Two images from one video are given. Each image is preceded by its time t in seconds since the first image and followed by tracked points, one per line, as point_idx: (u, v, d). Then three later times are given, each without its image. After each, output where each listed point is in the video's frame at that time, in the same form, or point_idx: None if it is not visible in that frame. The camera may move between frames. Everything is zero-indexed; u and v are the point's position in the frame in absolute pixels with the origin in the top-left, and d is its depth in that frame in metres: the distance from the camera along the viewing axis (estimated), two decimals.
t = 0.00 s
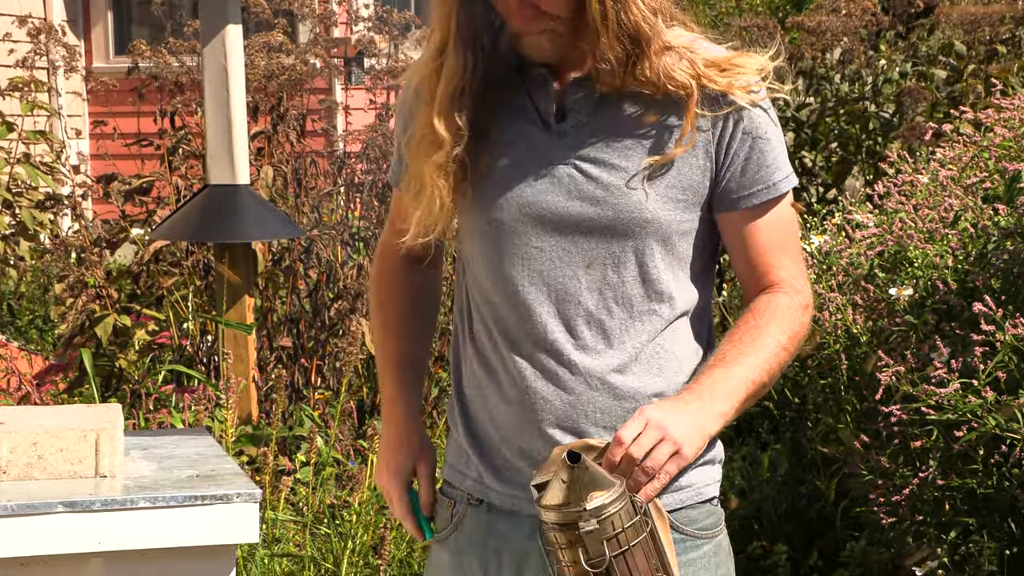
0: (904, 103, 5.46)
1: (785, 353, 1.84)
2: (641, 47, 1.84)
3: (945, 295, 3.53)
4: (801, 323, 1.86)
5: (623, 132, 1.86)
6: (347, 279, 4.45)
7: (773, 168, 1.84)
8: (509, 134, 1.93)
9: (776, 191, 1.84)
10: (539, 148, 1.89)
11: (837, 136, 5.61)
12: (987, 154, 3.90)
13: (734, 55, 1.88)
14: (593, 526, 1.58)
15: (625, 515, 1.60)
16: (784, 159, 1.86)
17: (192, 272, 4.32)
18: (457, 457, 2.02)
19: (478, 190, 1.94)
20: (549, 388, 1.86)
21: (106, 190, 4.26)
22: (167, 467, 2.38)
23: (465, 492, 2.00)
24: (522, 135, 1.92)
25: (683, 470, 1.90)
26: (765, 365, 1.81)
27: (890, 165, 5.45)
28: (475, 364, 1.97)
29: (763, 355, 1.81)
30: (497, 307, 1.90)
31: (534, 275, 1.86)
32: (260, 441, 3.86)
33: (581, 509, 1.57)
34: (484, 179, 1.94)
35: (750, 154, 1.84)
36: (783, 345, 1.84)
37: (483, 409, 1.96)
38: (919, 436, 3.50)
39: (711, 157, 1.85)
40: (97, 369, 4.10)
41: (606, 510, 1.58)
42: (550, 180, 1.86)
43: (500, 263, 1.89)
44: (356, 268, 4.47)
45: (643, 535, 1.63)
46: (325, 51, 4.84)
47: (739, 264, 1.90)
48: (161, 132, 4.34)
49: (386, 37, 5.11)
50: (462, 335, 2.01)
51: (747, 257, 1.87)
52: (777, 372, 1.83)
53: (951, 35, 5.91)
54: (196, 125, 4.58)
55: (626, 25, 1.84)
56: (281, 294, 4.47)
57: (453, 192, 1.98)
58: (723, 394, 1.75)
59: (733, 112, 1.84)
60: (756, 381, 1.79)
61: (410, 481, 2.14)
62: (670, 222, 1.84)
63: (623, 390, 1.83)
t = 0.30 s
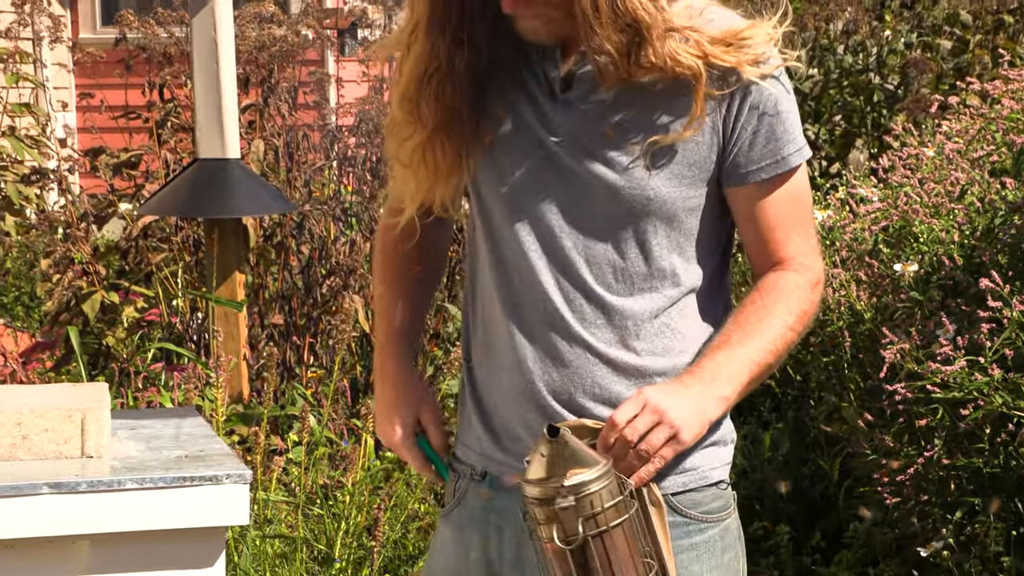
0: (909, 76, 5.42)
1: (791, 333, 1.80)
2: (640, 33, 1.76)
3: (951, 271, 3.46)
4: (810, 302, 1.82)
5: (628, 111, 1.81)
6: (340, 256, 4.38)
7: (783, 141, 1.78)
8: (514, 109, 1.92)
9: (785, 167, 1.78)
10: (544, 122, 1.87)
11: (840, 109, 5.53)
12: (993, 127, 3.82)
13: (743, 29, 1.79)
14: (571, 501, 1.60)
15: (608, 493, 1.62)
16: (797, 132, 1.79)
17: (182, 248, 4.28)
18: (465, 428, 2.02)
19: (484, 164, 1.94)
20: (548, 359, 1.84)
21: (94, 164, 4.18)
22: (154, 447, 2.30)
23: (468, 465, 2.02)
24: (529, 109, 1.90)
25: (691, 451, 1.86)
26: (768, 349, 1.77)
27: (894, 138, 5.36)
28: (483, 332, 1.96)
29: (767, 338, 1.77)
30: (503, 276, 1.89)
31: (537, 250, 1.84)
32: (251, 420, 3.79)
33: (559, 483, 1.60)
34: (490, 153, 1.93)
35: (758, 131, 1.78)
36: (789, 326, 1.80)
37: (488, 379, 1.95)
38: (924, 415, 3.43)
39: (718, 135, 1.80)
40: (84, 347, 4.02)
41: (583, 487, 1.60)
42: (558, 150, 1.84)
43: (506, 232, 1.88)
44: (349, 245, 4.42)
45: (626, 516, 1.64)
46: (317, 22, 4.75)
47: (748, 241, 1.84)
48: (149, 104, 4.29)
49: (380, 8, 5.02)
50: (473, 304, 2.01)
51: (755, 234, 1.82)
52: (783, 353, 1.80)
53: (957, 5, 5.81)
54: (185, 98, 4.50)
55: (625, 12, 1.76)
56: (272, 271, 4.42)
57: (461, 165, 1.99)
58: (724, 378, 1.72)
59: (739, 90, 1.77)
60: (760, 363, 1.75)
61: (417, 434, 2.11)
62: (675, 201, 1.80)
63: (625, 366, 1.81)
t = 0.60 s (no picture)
0: (909, 38, 5.33)
1: (792, 318, 1.76)
2: None
3: (951, 238, 3.38)
4: (815, 286, 1.76)
5: (634, 75, 1.78)
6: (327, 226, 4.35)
7: (791, 115, 1.73)
8: (518, 68, 1.87)
9: (792, 141, 1.73)
10: (546, 83, 1.83)
11: (839, 73, 5.44)
12: (994, 91, 3.74)
13: None
14: (548, 489, 1.57)
15: (585, 486, 1.58)
16: (808, 104, 1.74)
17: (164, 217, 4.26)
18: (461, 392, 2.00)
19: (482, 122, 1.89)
20: (541, 325, 1.82)
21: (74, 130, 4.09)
22: (134, 421, 2.22)
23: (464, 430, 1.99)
24: (534, 68, 1.85)
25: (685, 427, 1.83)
26: (764, 332, 1.73)
27: (894, 102, 5.28)
28: (480, 296, 1.94)
29: (764, 321, 1.73)
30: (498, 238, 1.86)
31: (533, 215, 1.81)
32: (236, 392, 3.73)
33: (540, 469, 1.57)
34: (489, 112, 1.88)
35: (766, 103, 1.73)
36: (790, 311, 1.75)
37: (484, 341, 1.93)
38: (923, 384, 3.36)
39: (726, 103, 1.76)
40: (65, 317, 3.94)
41: (562, 476, 1.56)
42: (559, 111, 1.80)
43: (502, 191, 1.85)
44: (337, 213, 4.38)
45: (598, 510, 1.61)
46: None
47: (754, 217, 1.79)
48: (132, 69, 4.24)
49: None
50: (471, 267, 1.97)
51: (759, 211, 1.78)
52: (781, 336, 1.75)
53: None
54: (167, 61, 4.42)
55: None
56: (257, 241, 4.36)
57: (464, 127, 1.92)
58: (719, 363, 1.68)
59: (749, 59, 1.73)
60: (753, 351, 1.71)
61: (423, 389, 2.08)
62: (676, 170, 1.77)
63: (620, 338, 1.78)
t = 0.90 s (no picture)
0: None
1: (782, 298, 1.77)
2: None
3: (960, 204, 3.30)
4: (810, 266, 1.79)
5: (651, 38, 1.80)
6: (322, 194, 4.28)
7: (803, 87, 1.76)
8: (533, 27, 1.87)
9: (802, 111, 1.76)
10: (559, 45, 1.84)
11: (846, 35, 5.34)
12: (1005, 53, 3.65)
13: None
14: (509, 457, 1.58)
15: (547, 457, 1.60)
16: (823, 78, 1.78)
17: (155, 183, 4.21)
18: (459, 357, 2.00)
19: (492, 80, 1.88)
20: (543, 291, 1.84)
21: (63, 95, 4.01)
22: (123, 393, 2.15)
23: (464, 403, 2.00)
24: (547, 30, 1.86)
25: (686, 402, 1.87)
26: (752, 308, 1.73)
27: (902, 64, 5.18)
28: (480, 262, 1.95)
29: (753, 298, 1.73)
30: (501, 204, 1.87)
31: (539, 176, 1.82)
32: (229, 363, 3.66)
33: (502, 437, 1.58)
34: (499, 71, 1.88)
35: (780, 73, 1.77)
36: (781, 291, 1.76)
37: (484, 311, 1.94)
38: (931, 354, 3.29)
39: (741, 72, 1.78)
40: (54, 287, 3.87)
41: (525, 445, 1.58)
42: (571, 73, 1.82)
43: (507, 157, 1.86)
44: (330, 179, 4.34)
45: (562, 482, 1.63)
46: None
47: (757, 190, 1.82)
48: (120, 33, 4.14)
49: None
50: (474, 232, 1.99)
51: (762, 185, 1.80)
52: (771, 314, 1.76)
53: None
54: (157, 25, 4.34)
55: None
56: (250, 209, 4.26)
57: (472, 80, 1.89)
58: (699, 335, 1.69)
59: (767, 27, 1.76)
60: (735, 330, 1.72)
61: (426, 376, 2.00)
62: (687, 138, 1.79)
63: (624, 306, 1.80)
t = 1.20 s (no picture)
0: None
1: (793, 277, 1.74)
2: None
3: (980, 170, 3.22)
4: (823, 243, 1.76)
5: None
6: (326, 159, 4.21)
7: (823, 51, 1.74)
8: None
9: (821, 77, 1.74)
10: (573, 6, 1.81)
11: None
12: None
13: None
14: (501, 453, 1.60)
15: (542, 452, 1.61)
16: (845, 43, 1.75)
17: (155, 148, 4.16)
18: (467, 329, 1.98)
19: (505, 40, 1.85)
20: (556, 260, 1.81)
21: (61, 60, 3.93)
22: (121, 364, 2.08)
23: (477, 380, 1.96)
24: None
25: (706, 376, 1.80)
26: (759, 289, 1.71)
27: (919, 29, 5.08)
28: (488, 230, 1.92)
29: (762, 277, 1.71)
30: (514, 171, 1.84)
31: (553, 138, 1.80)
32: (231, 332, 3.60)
33: (493, 434, 1.59)
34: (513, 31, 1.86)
35: (799, 38, 1.74)
36: (790, 269, 1.74)
37: (492, 281, 1.91)
38: (949, 324, 3.21)
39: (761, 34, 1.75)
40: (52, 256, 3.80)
41: (517, 440, 1.59)
42: (588, 36, 1.79)
43: (522, 123, 1.83)
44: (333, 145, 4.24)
45: (557, 475, 1.65)
46: None
47: (773, 160, 1.79)
48: None
49: None
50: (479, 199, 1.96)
51: (780, 155, 1.77)
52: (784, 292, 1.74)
53: None
54: None
55: None
56: (252, 174, 4.22)
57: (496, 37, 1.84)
58: (703, 317, 1.68)
59: None
60: (743, 310, 1.70)
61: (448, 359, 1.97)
62: (705, 101, 1.76)
63: (640, 276, 1.78)
